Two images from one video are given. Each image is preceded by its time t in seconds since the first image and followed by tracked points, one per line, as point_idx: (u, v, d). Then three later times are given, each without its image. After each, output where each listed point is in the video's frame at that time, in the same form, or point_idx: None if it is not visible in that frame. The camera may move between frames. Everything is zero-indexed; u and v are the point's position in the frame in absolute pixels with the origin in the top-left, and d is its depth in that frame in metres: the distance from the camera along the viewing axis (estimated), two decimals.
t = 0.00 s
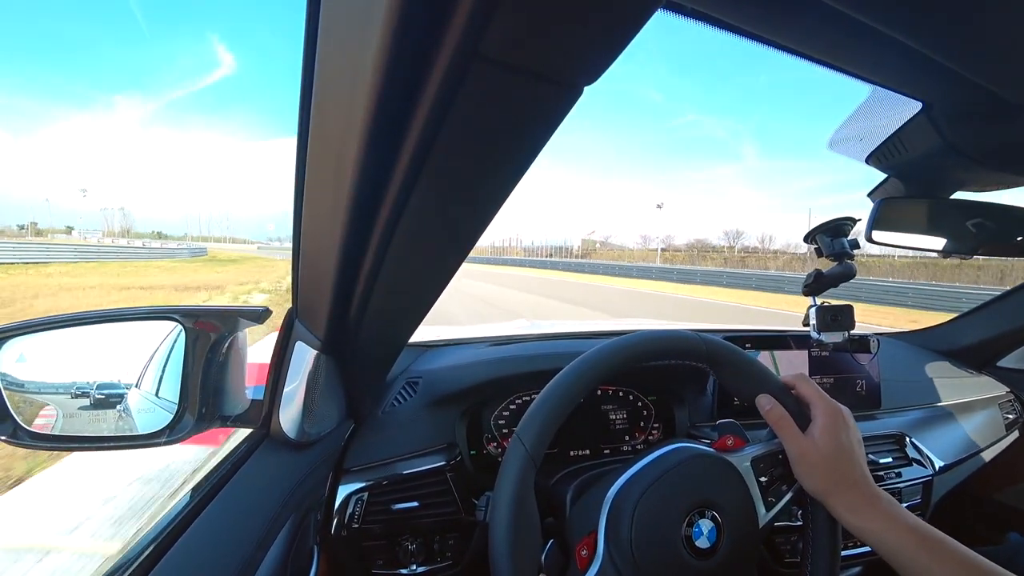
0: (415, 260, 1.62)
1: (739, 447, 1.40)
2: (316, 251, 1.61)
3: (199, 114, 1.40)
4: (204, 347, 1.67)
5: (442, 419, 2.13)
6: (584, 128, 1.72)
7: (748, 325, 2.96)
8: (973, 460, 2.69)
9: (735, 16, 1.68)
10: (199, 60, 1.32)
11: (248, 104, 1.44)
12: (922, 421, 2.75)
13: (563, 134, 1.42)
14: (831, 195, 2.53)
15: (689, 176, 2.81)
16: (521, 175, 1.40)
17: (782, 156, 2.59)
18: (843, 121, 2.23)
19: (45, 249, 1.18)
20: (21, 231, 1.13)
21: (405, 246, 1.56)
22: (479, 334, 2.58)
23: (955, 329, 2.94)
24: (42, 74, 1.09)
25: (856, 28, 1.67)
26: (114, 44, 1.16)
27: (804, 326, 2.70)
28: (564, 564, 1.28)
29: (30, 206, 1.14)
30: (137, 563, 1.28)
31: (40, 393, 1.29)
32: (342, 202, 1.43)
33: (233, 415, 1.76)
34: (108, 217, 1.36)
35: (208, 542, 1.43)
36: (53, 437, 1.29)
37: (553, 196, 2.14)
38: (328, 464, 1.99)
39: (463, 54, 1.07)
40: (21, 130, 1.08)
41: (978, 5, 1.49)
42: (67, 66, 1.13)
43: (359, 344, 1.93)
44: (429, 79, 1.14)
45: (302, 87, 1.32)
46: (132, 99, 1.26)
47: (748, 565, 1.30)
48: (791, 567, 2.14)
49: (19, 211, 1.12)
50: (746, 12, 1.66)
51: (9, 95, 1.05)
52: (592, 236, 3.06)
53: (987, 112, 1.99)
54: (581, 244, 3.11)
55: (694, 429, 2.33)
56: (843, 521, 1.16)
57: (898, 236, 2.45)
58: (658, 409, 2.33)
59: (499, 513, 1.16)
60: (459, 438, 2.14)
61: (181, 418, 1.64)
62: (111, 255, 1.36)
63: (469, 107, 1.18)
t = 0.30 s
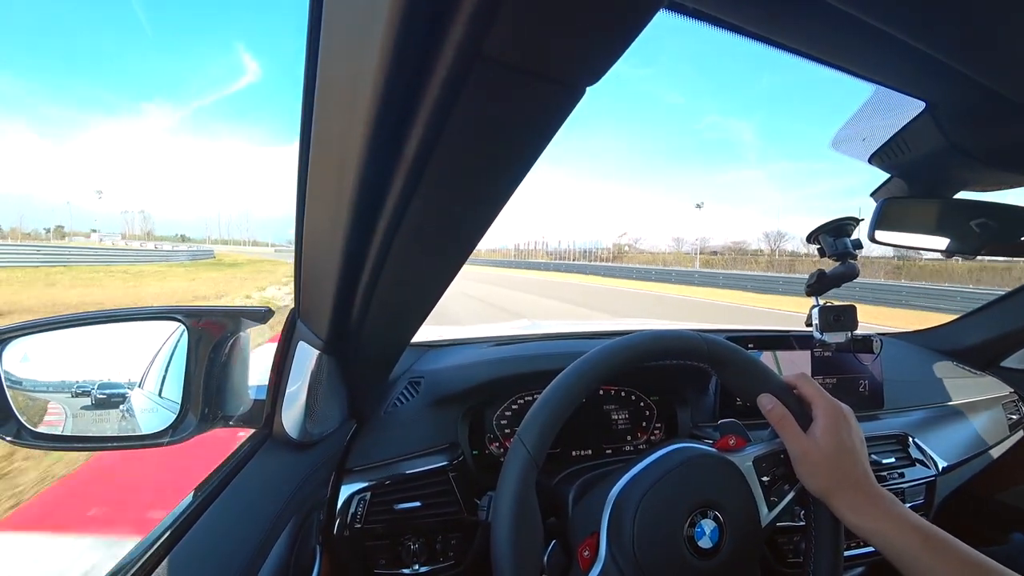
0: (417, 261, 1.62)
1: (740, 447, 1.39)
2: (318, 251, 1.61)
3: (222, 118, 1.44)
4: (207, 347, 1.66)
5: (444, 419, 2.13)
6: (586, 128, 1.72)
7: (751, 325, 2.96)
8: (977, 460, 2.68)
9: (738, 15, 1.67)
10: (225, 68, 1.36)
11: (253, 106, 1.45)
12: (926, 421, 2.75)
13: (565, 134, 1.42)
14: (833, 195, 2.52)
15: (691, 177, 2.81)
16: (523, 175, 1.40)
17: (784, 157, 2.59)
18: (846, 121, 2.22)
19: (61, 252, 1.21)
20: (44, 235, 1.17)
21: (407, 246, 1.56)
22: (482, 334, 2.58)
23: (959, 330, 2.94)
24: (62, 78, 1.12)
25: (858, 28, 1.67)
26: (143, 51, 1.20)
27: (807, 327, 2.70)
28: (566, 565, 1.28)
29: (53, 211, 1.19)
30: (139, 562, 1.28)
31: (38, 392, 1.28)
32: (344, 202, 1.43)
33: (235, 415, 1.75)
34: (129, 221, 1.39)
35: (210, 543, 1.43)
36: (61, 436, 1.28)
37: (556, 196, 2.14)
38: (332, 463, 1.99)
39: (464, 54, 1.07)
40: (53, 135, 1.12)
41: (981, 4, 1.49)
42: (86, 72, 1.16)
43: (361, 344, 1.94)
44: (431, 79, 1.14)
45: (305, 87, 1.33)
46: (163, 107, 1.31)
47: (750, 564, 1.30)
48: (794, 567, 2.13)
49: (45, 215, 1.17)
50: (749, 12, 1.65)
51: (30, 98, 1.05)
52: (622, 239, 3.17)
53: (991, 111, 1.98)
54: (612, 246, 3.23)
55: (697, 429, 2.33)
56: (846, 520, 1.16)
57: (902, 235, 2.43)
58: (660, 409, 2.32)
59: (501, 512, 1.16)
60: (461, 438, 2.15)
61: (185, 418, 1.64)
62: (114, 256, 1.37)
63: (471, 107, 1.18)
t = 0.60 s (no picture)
0: (418, 261, 1.62)
1: (740, 447, 1.40)
2: (320, 252, 1.62)
3: (249, 126, 1.47)
4: (209, 348, 1.67)
5: (445, 420, 2.13)
6: (587, 129, 1.72)
7: (752, 326, 2.96)
8: (980, 460, 2.67)
9: (739, 14, 1.66)
10: (252, 75, 1.37)
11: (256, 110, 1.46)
12: (929, 422, 2.74)
13: (566, 134, 1.42)
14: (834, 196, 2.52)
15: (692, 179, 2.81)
16: (525, 176, 1.40)
17: (785, 159, 2.58)
18: (848, 120, 2.21)
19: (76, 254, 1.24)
20: (68, 238, 1.21)
21: (409, 247, 1.56)
22: (483, 335, 2.58)
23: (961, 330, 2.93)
24: (99, 89, 1.17)
25: (859, 27, 1.66)
26: (172, 62, 1.24)
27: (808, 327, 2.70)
28: (568, 567, 1.29)
29: (73, 213, 1.21)
30: (143, 561, 1.29)
31: (36, 390, 1.30)
32: (346, 203, 1.43)
33: (237, 416, 1.78)
34: (148, 224, 1.40)
35: (213, 542, 1.43)
36: (71, 437, 1.32)
37: (557, 198, 2.14)
38: (332, 464, 2.01)
39: (465, 55, 1.07)
40: (93, 143, 1.19)
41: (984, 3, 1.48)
42: (128, 87, 1.22)
43: (363, 345, 1.94)
44: (432, 80, 1.14)
45: (305, 90, 1.33)
46: (190, 114, 1.35)
47: (752, 566, 1.29)
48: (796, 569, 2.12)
49: (67, 220, 1.20)
50: (750, 13, 1.65)
51: (70, 109, 1.13)
52: (655, 242, 3.12)
53: (992, 112, 1.98)
54: (645, 250, 3.19)
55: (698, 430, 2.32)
56: (848, 519, 1.16)
57: (904, 236, 2.40)
58: (661, 410, 2.32)
59: (503, 512, 1.16)
60: (462, 439, 2.14)
61: (186, 419, 1.66)
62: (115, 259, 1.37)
63: (472, 107, 1.18)
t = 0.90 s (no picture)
0: (421, 262, 1.62)
1: (743, 447, 1.39)
2: (322, 253, 1.62)
3: (275, 134, 1.48)
4: (211, 348, 1.71)
5: (446, 421, 2.13)
6: (589, 130, 1.72)
7: (753, 328, 2.96)
8: (982, 461, 2.66)
9: (739, 15, 1.66)
10: (275, 80, 1.38)
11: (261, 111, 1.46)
12: (930, 423, 2.74)
13: (567, 135, 1.42)
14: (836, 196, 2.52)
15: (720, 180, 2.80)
16: (526, 177, 1.40)
17: (787, 161, 2.58)
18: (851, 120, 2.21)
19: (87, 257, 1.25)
20: (90, 241, 1.26)
21: (411, 248, 1.56)
22: (484, 337, 2.59)
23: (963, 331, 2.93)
24: (132, 99, 1.21)
25: (859, 28, 1.66)
26: (202, 70, 1.28)
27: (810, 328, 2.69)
28: (569, 568, 1.29)
29: (95, 216, 1.25)
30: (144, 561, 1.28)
31: (35, 390, 1.29)
32: (347, 203, 1.43)
33: (239, 416, 1.82)
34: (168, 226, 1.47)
35: (216, 541, 1.43)
36: (73, 437, 1.34)
37: (558, 200, 2.15)
38: (333, 465, 2.00)
39: (466, 57, 1.07)
40: (119, 149, 1.22)
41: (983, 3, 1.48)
42: (155, 90, 1.24)
43: (364, 346, 1.94)
44: (433, 81, 1.14)
45: (308, 90, 1.33)
46: (215, 121, 1.39)
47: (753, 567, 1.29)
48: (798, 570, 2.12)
49: (85, 224, 1.24)
50: (751, 14, 1.65)
51: (101, 117, 1.17)
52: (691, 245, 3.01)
53: (993, 112, 1.98)
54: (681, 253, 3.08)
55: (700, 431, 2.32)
56: (850, 520, 1.16)
57: (904, 236, 2.39)
58: (662, 411, 2.32)
59: (504, 513, 1.16)
60: (463, 440, 2.13)
61: (188, 419, 1.69)
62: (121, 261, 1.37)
63: (474, 108, 1.18)
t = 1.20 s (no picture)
0: (421, 264, 1.62)
1: (745, 450, 1.38)
2: (323, 255, 1.62)
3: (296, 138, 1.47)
4: (212, 350, 1.76)
5: (445, 424, 2.13)
6: (590, 132, 1.73)
7: (754, 330, 2.96)
8: (983, 463, 2.66)
9: (738, 17, 1.66)
10: (290, 84, 1.37)
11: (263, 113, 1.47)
12: (932, 425, 2.74)
13: (567, 138, 1.43)
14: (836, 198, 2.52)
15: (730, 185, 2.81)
16: (526, 179, 1.40)
17: (786, 163, 2.59)
18: (851, 121, 2.20)
19: (92, 263, 1.26)
20: (111, 242, 1.31)
21: (411, 250, 1.56)
22: (485, 339, 2.59)
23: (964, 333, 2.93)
24: (165, 108, 1.28)
25: (858, 28, 1.66)
26: (224, 74, 1.34)
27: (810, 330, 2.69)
28: (570, 570, 1.29)
29: (112, 220, 1.28)
30: (144, 562, 1.27)
31: (38, 392, 1.30)
32: (348, 205, 1.43)
33: (239, 419, 1.89)
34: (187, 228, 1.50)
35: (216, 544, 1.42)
36: (77, 439, 1.35)
37: (558, 202, 2.15)
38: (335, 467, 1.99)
39: (466, 59, 1.08)
40: (151, 155, 1.28)
41: (982, 3, 1.48)
42: (192, 98, 1.32)
43: (364, 348, 1.94)
44: (433, 84, 1.14)
45: (309, 92, 1.33)
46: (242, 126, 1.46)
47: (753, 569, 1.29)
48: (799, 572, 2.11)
49: (105, 227, 1.27)
50: (750, 17, 1.66)
51: (133, 125, 1.23)
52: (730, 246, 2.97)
53: (992, 113, 1.98)
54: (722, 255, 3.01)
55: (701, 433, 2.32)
56: (851, 522, 1.16)
57: (904, 239, 2.39)
58: (663, 413, 2.31)
59: (505, 515, 1.15)
60: (464, 442, 2.14)
61: (189, 422, 1.74)
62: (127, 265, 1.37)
63: (474, 109, 1.18)
